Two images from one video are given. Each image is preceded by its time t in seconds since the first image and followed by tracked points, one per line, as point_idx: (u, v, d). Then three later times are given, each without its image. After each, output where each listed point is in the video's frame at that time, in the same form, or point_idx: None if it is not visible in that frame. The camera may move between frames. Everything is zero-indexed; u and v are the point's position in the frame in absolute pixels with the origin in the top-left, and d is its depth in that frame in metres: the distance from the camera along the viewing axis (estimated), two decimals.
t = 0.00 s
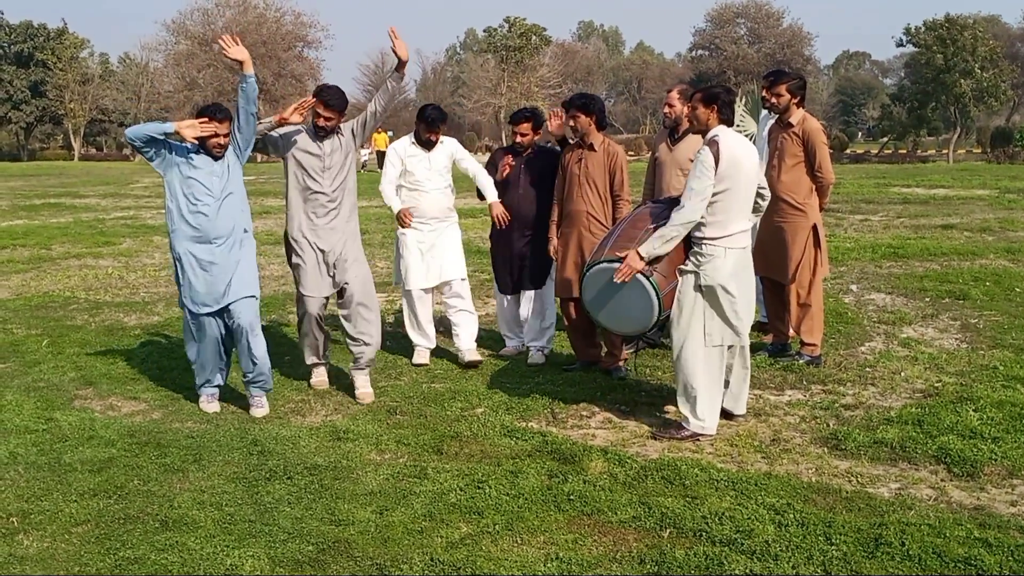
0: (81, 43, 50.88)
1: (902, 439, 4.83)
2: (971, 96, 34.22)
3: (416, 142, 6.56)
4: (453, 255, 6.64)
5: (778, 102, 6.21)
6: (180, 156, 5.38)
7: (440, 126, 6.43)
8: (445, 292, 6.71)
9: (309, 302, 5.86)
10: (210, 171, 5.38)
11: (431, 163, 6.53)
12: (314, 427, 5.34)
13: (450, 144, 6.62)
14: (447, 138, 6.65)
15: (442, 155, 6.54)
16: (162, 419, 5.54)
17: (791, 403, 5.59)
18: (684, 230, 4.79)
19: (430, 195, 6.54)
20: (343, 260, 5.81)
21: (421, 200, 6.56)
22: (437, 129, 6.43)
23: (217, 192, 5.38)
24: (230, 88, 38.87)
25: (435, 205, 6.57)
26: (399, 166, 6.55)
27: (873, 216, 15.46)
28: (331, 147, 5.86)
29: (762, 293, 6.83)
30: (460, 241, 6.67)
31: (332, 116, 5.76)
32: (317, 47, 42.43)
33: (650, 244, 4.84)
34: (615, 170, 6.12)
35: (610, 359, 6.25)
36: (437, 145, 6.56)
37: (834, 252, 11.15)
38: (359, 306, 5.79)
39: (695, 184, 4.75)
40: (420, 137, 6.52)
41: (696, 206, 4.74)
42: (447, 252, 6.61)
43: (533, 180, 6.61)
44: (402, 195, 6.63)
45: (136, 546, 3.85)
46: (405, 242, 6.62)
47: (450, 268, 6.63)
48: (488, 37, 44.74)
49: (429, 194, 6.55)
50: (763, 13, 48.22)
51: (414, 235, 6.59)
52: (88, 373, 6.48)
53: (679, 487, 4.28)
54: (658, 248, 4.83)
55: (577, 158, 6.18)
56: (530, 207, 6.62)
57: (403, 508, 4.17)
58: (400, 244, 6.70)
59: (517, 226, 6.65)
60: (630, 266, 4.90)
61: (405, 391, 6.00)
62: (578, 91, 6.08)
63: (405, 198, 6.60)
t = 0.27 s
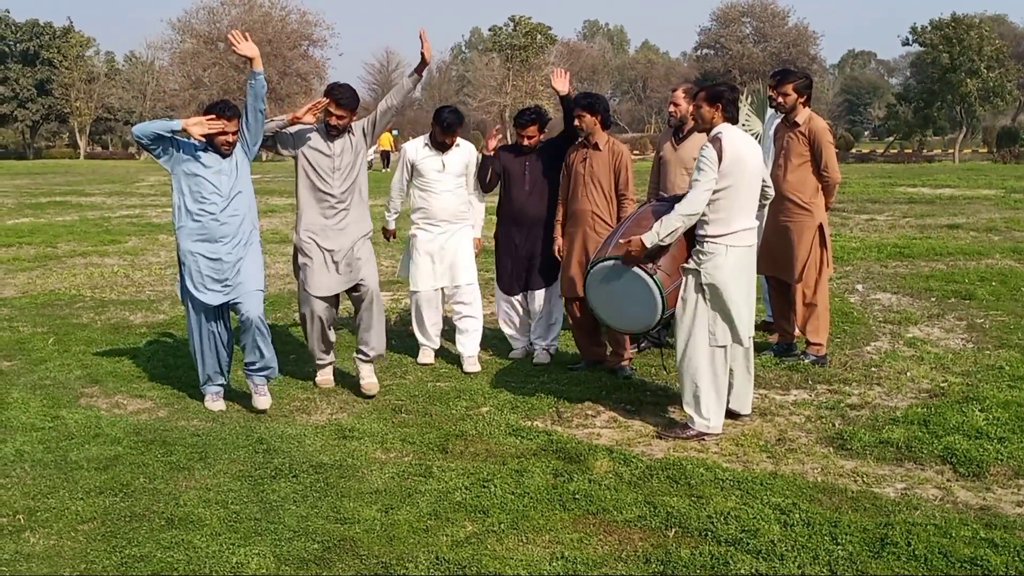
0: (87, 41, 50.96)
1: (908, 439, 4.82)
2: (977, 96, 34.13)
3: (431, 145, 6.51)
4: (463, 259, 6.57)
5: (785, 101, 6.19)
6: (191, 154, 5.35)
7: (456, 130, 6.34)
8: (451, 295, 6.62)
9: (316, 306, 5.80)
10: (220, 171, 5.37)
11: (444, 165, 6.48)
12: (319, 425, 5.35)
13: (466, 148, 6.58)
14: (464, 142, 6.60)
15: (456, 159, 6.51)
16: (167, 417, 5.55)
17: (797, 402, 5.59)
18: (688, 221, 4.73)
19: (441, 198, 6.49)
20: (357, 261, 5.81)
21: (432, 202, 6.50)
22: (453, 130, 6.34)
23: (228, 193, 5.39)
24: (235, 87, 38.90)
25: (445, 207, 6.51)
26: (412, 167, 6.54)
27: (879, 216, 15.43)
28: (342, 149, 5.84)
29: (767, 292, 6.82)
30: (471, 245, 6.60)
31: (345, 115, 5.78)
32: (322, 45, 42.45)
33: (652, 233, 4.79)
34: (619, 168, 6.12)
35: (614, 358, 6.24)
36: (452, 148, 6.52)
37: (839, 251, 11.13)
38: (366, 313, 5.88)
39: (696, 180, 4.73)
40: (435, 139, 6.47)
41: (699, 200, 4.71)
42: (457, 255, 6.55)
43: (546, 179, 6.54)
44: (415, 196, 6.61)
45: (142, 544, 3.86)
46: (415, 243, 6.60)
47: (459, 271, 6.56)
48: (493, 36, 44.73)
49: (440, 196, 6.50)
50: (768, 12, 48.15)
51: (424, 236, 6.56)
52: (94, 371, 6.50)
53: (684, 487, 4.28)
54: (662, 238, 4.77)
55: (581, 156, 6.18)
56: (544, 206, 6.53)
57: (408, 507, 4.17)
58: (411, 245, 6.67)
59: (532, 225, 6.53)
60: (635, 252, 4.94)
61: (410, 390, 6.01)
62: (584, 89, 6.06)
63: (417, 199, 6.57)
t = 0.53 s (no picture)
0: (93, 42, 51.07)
1: (913, 440, 4.81)
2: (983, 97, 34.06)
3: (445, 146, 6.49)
4: (474, 262, 6.56)
5: (789, 103, 6.18)
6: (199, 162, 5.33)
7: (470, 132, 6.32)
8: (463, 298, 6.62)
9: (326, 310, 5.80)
10: (230, 179, 5.33)
11: (457, 166, 6.46)
12: (324, 426, 5.35)
13: (479, 150, 6.57)
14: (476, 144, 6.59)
15: (469, 161, 6.48)
16: (172, 417, 5.56)
17: (801, 404, 5.58)
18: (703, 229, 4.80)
19: (453, 199, 6.48)
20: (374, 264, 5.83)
21: (444, 203, 6.50)
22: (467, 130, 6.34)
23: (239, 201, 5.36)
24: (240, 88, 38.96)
25: (458, 209, 6.49)
26: (424, 167, 6.51)
27: (884, 217, 15.41)
28: (357, 153, 5.80)
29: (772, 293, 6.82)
30: (482, 247, 6.59)
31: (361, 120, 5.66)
32: (327, 46, 42.50)
33: (666, 240, 4.86)
34: (624, 168, 6.13)
35: (620, 360, 6.24)
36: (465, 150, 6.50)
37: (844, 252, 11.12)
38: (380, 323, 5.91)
39: (714, 185, 4.76)
40: (447, 140, 6.43)
41: (713, 207, 4.76)
42: (469, 257, 6.55)
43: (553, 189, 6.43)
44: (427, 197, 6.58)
45: (147, 544, 3.87)
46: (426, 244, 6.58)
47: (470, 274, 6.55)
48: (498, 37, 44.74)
49: (452, 198, 6.48)
50: (773, 13, 48.11)
51: (436, 238, 6.55)
52: (99, 371, 6.51)
53: (689, 488, 4.28)
54: (676, 246, 4.85)
55: (586, 158, 6.17)
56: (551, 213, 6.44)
57: (413, 508, 4.17)
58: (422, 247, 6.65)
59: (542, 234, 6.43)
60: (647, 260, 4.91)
61: (415, 391, 6.01)
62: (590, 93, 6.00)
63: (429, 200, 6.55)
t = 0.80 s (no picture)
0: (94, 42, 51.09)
1: (912, 442, 4.82)
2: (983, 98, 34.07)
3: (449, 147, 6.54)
4: (478, 261, 6.55)
5: (790, 105, 6.19)
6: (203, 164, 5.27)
7: (465, 130, 6.40)
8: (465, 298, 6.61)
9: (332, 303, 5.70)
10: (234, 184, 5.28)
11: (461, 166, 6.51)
12: (323, 427, 5.36)
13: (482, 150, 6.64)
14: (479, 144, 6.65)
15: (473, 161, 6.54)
16: (172, 418, 5.57)
17: (801, 405, 5.59)
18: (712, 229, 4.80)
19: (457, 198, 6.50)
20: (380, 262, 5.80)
21: (447, 203, 6.52)
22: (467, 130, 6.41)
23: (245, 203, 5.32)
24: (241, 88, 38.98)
25: (461, 208, 6.51)
26: (429, 169, 6.55)
27: (884, 219, 15.42)
28: (361, 155, 5.79)
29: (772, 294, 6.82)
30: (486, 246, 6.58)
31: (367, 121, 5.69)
32: (328, 47, 42.52)
33: (677, 236, 4.84)
34: (626, 169, 6.16)
35: (619, 360, 6.26)
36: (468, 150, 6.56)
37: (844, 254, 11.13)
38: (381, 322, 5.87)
39: (720, 187, 4.75)
40: (449, 140, 6.49)
41: (722, 207, 4.75)
42: (472, 256, 6.53)
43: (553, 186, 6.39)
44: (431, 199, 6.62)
45: (147, 544, 3.87)
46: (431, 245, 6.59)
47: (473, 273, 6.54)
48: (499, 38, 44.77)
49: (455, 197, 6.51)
50: (774, 14, 48.15)
51: (440, 238, 6.55)
52: (100, 371, 6.52)
53: (688, 490, 4.28)
54: (686, 238, 4.83)
55: (588, 159, 6.18)
56: (551, 213, 6.39)
57: (413, 509, 4.18)
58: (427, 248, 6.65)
59: (545, 231, 6.35)
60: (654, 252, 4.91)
61: (415, 391, 6.02)
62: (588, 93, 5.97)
63: (434, 201, 6.58)
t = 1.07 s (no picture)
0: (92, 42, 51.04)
1: (909, 444, 4.82)
2: (982, 100, 34.09)
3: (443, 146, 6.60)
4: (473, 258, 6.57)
5: (787, 107, 6.19)
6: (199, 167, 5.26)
7: (461, 130, 6.42)
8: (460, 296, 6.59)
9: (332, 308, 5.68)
10: (232, 185, 5.26)
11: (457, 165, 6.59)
12: (320, 427, 5.35)
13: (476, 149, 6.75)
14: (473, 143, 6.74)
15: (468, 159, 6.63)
16: (168, 418, 5.56)
17: (798, 407, 5.58)
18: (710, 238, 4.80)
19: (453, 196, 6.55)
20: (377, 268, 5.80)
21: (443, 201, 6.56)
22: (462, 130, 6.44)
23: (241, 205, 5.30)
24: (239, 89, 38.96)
25: (457, 206, 6.55)
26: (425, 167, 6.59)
27: (882, 221, 15.42)
28: (360, 159, 5.78)
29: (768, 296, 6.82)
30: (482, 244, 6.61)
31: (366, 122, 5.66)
32: (327, 47, 42.51)
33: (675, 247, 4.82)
34: (625, 171, 6.18)
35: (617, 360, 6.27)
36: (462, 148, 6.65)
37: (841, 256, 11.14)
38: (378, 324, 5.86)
39: (719, 196, 4.75)
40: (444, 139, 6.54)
41: (720, 214, 4.75)
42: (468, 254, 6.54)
43: (548, 189, 6.25)
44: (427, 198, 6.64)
45: (142, 544, 3.87)
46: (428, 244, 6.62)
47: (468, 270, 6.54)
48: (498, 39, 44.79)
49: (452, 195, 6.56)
50: (772, 16, 48.20)
51: (437, 237, 6.58)
52: (96, 371, 6.51)
53: (684, 491, 4.27)
54: (686, 251, 4.80)
55: (587, 162, 6.18)
56: (548, 215, 6.25)
57: (408, 509, 4.17)
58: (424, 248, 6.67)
59: (541, 236, 6.22)
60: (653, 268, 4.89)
61: (411, 392, 6.01)
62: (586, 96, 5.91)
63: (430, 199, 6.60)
